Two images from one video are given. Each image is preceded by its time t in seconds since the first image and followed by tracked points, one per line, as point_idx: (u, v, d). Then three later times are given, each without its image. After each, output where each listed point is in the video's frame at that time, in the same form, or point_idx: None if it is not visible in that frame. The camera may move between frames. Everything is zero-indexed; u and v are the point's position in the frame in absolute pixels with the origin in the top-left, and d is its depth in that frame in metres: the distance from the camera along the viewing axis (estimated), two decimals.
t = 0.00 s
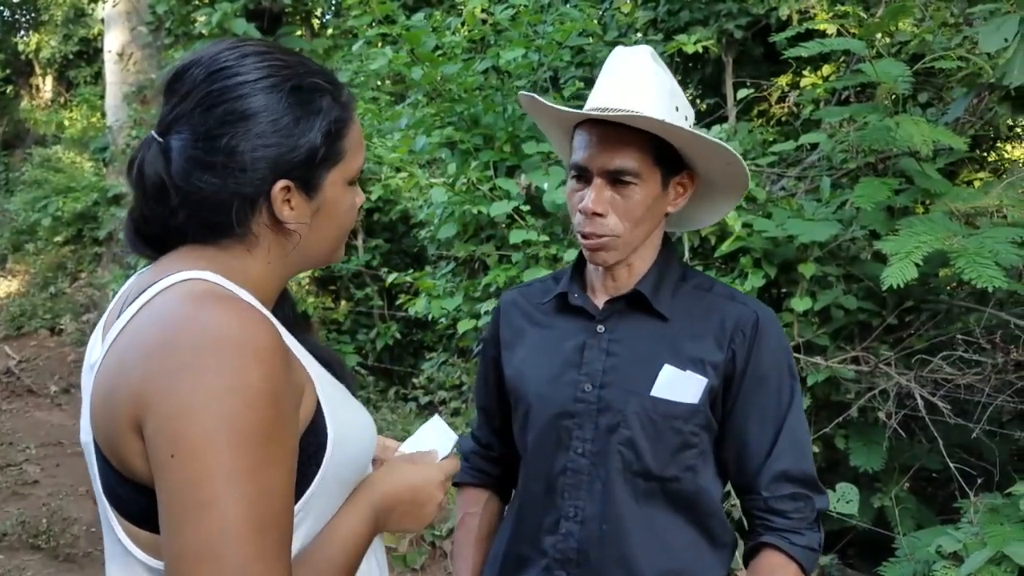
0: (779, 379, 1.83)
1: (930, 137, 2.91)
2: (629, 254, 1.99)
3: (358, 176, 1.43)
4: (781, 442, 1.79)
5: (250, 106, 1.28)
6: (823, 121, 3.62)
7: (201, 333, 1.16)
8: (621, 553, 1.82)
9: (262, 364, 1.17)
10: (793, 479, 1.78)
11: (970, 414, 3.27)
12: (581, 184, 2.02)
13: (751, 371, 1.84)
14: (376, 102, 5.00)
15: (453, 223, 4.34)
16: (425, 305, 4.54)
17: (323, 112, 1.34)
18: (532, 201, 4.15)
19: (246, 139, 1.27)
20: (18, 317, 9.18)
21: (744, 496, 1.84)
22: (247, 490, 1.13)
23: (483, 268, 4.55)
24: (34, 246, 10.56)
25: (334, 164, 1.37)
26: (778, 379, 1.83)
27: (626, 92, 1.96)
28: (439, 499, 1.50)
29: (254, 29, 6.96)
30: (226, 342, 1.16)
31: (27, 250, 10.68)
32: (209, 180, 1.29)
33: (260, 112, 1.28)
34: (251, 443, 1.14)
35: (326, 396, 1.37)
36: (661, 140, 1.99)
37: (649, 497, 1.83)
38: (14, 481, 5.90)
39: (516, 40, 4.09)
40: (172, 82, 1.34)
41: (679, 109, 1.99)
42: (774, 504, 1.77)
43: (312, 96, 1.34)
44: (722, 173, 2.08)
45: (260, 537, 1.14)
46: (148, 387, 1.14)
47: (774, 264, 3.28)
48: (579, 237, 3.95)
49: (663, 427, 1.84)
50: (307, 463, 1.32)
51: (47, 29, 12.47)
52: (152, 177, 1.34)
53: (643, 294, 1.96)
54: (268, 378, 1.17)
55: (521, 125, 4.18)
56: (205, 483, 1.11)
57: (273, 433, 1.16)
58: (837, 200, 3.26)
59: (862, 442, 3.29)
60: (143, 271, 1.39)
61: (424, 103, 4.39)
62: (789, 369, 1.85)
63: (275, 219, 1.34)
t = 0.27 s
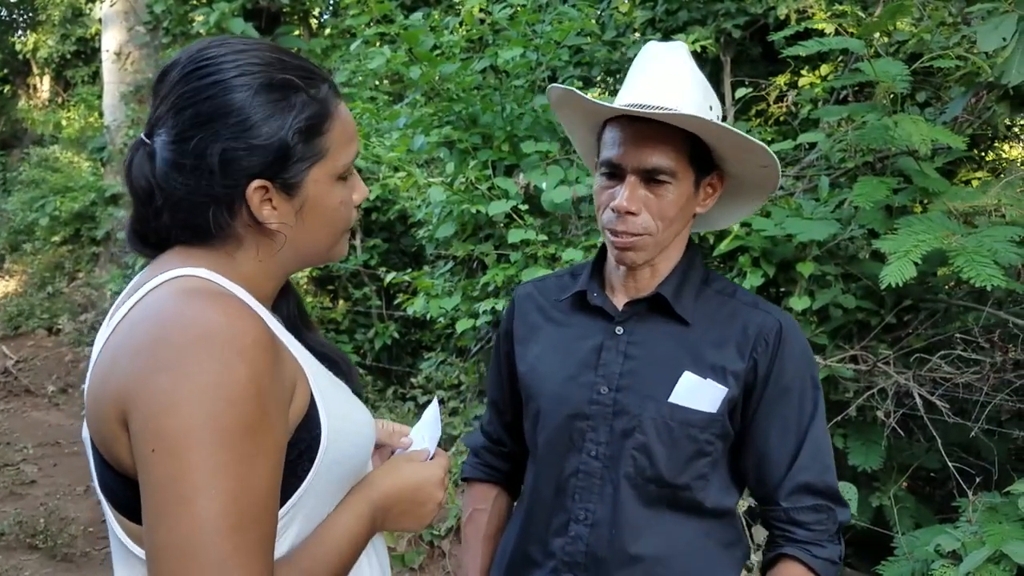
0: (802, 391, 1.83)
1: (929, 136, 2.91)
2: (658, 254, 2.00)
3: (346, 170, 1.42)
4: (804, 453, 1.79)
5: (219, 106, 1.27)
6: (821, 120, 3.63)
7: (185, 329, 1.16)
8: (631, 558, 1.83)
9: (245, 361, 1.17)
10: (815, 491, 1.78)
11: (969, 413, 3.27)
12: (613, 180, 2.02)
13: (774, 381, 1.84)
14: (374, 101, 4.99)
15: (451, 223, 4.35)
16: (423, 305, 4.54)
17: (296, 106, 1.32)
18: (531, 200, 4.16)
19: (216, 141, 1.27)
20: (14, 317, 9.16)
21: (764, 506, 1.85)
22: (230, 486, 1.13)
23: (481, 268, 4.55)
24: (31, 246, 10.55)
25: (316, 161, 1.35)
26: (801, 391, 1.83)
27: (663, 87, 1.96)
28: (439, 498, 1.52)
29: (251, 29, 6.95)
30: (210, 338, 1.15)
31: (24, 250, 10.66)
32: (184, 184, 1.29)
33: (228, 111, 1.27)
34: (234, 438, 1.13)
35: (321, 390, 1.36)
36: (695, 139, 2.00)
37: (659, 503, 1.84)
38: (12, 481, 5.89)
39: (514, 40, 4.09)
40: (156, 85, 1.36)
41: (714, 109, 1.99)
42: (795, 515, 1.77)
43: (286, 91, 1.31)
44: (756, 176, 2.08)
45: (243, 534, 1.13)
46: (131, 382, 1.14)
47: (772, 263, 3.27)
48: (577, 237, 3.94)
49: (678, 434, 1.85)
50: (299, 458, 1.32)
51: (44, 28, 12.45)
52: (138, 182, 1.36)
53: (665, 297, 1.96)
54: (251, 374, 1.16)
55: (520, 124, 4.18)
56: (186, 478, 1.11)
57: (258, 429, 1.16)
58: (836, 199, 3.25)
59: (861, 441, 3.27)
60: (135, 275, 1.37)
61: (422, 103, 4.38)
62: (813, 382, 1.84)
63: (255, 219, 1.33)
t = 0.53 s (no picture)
0: (809, 401, 1.82)
1: (927, 137, 2.91)
2: (655, 253, 1.99)
3: (339, 171, 1.41)
4: (808, 464, 1.79)
5: (206, 106, 1.27)
6: (820, 120, 3.63)
7: (171, 328, 1.16)
8: (626, 560, 1.83)
9: (229, 363, 1.16)
10: (819, 502, 1.78)
11: (967, 413, 3.28)
12: (617, 177, 2.03)
13: (780, 390, 1.83)
14: (372, 101, 4.99)
15: (450, 223, 4.35)
16: (422, 305, 4.53)
17: (284, 107, 1.31)
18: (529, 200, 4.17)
19: (202, 141, 1.26)
20: (13, 317, 9.14)
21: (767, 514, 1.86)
22: (210, 486, 1.12)
23: (480, 268, 4.55)
24: (29, 247, 10.53)
25: (305, 162, 1.34)
26: (807, 401, 1.82)
27: (674, 88, 1.94)
28: (436, 503, 1.50)
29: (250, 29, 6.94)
30: (196, 337, 1.15)
31: (22, 251, 10.64)
32: (171, 184, 1.30)
33: (215, 112, 1.26)
34: (216, 438, 1.13)
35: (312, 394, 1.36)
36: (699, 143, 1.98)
37: (656, 507, 1.84)
38: (10, 482, 5.87)
39: (512, 40, 4.09)
40: (149, 86, 1.37)
41: (728, 114, 1.96)
42: (798, 525, 1.77)
43: (275, 92, 1.31)
44: (763, 185, 2.05)
45: (223, 536, 1.12)
46: (117, 381, 1.15)
47: (771, 264, 3.26)
48: (576, 237, 3.94)
49: (678, 439, 1.84)
50: (288, 460, 1.32)
51: (41, 28, 12.44)
52: (130, 181, 1.36)
53: (673, 302, 1.95)
54: (236, 375, 1.16)
55: (519, 124, 4.18)
56: (166, 477, 1.10)
57: (241, 430, 1.15)
58: (834, 200, 3.25)
59: (860, 441, 3.26)
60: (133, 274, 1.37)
61: (420, 103, 4.38)
62: (822, 393, 1.83)
63: (244, 220, 1.33)
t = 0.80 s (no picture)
0: (800, 401, 1.79)
1: (926, 137, 2.91)
2: (648, 253, 2.00)
3: (339, 173, 1.42)
4: (797, 464, 1.76)
5: (208, 104, 1.27)
6: (819, 121, 3.64)
7: (180, 330, 1.15)
8: (619, 556, 1.83)
9: (240, 364, 1.16)
10: (807, 503, 1.75)
11: (966, 413, 3.28)
12: (612, 177, 2.05)
13: (770, 389, 1.81)
14: (372, 102, 4.99)
15: (450, 223, 4.35)
16: (422, 305, 4.54)
17: (287, 108, 1.31)
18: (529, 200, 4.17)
19: (205, 138, 1.26)
20: (13, 318, 9.14)
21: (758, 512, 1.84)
22: (222, 488, 1.12)
23: (480, 268, 4.56)
24: (29, 247, 10.53)
25: (306, 162, 1.35)
26: (797, 401, 1.79)
27: (666, 89, 1.95)
28: (430, 501, 1.51)
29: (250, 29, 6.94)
30: (205, 339, 1.15)
31: (22, 251, 10.65)
32: (172, 182, 1.30)
33: (218, 110, 1.27)
34: (227, 441, 1.12)
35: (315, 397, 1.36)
36: (694, 145, 1.99)
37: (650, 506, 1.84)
38: (10, 482, 5.87)
39: (512, 40, 4.09)
40: (150, 83, 1.37)
41: (722, 114, 1.96)
42: (786, 525, 1.75)
43: (278, 92, 1.31)
44: (758, 188, 2.05)
45: (235, 538, 1.12)
46: (125, 382, 1.14)
47: (771, 263, 3.26)
48: (576, 237, 3.95)
49: (668, 437, 1.84)
50: (293, 461, 1.32)
51: (40, 29, 12.46)
52: (129, 178, 1.36)
53: (667, 301, 1.95)
54: (246, 376, 1.16)
55: (519, 124, 4.18)
56: (178, 480, 1.10)
57: (251, 432, 1.15)
58: (833, 200, 3.25)
59: (859, 440, 3.27)
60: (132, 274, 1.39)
61: (420, 103, 4.38)
62: (813, 394, 1.80)
63: (244, 219, 1.34)
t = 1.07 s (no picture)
0: (788, 398, 1.78)
1: (925, 137, 2.91)
2: (641, 250, 2.00)
3: (338, 184, 1.42)
4: (783, 461, 1.76)
5: (222, 101, 1.28)
6: (818, 121, 3.65)
7: (187, 333, 1.15)
8: (609, 552, 1.84)
9: (250, 364, 1.16)
10: (792, 500, 1.75)
11: (965, 412, 3.29)
12: (605, 176, 2.06)
13: (757, 385, 1.81)
14: (372, 102, 5.00)
15: (450, 223, 4.35)
16: (422, 305, 4.54)
17: (299, 113, 1.32)
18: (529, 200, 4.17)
19: (214, 132, 1.27)
20: (12, 318, 9.14)
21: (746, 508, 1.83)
22: (240, 490, 1.12)
23: (480, 268, 4.56)
24: (28, 247, 10.53)
25: (310, 168, 1.35)
26: (785, 398, 1.78)
27: (657, 88, 1.95)
28: (433, 495, 1.48)
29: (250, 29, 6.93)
30: (214, 342, 1.15)
31: (21, 252, 10.64)
32: (176, 172, 1.29)
33: (230, 107, 1.28)
34: (241, 443, 1.13)
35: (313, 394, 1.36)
36: (688, 143, 2.00)
37: (642, 503, 1.84)
38: (11, 482, 5.88)
39: (512, 40, 4.09)
40: (160, 77, 1.37)
41: (713, 112, 1.96)
42: (770, 522, 1.76)
43: (291, 97, 1.32)
44: (749, 183, 2.06)
45: (256, 538, 1.13)
46: (134, 388, 1.13)
47: (771, 263, 3.27)
48: (575, 237, 3.96)
49: (657, 434, 1.84)
50: (293, 461, 1.32)
51: (39, 29, 12.46)
52: (130, 168, 1.36)
53: (657, 298, 1.95)
54: (256, 377, 1.16)
55: (518, 124, 4.18)
56: (197, 484, 1.10)
57: (264, 432, 1.16)
58: (833, 200, 3.26)
59: (858, 440, 3.28)
60: (125, 269, 1.39)
61: (420, 103, 4.39)
62: (802, 391, 1.79)
63: (242, 218, 1.33)
